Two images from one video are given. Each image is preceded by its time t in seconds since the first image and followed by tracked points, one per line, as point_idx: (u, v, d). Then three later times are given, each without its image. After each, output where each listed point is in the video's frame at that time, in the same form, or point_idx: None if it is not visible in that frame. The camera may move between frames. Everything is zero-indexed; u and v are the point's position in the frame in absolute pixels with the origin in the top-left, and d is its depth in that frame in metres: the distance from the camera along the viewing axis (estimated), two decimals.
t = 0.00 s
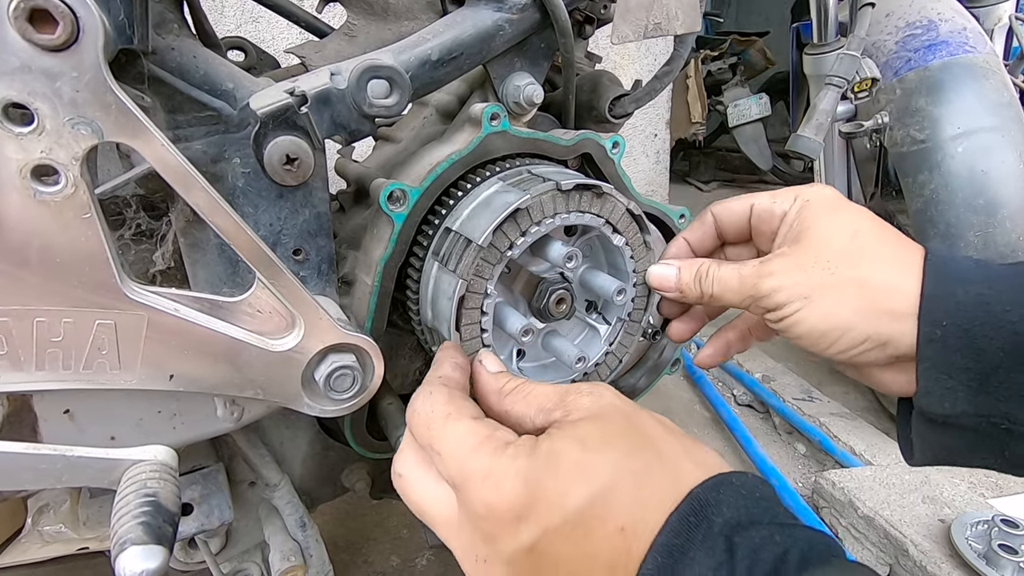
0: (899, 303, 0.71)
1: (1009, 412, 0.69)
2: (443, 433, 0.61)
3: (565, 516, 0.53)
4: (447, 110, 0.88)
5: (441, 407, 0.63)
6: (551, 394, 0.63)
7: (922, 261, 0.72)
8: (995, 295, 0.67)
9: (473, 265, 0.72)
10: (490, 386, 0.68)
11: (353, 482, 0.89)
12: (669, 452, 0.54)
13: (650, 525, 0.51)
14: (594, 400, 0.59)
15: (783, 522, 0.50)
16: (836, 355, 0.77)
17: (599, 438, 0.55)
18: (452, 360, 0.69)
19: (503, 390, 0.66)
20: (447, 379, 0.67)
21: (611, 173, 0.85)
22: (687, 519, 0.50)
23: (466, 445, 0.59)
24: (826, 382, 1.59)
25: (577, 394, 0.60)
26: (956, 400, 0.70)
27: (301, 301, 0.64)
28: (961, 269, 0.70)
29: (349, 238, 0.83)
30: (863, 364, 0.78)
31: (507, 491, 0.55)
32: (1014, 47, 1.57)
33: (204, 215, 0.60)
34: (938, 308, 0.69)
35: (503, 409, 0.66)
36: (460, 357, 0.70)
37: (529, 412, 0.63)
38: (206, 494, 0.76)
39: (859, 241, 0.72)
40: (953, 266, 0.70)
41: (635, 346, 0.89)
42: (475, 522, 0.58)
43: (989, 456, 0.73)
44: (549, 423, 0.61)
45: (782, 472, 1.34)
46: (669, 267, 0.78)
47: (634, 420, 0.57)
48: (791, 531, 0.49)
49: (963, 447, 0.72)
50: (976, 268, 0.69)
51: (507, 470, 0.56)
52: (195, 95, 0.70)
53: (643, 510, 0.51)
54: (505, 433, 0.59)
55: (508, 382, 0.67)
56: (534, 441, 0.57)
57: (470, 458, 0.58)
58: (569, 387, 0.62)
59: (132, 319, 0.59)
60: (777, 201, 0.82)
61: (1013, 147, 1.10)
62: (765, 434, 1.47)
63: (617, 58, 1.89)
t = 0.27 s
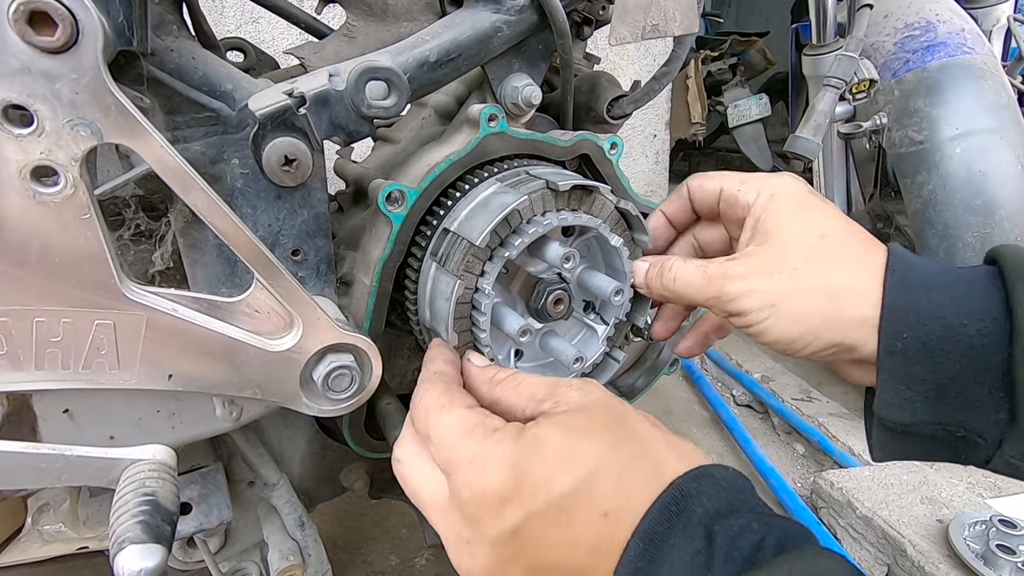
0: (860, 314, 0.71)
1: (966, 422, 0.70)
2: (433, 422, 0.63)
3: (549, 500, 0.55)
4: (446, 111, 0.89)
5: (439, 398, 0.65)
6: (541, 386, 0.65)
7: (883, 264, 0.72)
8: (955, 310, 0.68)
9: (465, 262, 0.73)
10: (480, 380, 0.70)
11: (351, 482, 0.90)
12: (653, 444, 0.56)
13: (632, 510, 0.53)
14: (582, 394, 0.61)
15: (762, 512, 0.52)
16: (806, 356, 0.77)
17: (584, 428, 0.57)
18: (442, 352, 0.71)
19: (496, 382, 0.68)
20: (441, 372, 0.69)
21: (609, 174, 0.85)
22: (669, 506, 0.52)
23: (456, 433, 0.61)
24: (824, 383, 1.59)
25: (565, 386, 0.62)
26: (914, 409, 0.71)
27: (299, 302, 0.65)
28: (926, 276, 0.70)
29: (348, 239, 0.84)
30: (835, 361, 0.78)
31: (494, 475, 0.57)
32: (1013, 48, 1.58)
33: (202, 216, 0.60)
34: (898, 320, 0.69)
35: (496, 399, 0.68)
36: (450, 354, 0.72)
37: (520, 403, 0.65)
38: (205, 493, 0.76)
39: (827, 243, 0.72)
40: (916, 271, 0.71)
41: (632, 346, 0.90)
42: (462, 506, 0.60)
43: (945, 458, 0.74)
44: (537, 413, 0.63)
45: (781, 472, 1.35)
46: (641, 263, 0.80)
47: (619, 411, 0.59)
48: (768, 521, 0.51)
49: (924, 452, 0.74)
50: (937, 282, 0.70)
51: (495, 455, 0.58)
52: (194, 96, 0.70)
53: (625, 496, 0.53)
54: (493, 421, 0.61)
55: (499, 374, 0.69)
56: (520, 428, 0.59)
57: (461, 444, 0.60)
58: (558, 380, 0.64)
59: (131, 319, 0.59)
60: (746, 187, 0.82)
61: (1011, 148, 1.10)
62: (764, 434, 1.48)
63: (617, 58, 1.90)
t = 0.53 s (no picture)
0: (893, 300, 0.68)
1: (1007, 393, 0.69)
2: (425, 411, 0.63)
3: (547, 479, 0.54)
4: (448, 113, 0.89)
5: (422, 396, 0.65)
6: (540, 378, 0.65)
7: (911, 247, 0.70)
8: (993, 282, 0.67)
9: (467, 263, 0.73)
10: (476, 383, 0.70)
11: (354, 483, 0.90)
12: (650, 437, 0.57)
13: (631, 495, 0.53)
14: (583, 384, 0.60)
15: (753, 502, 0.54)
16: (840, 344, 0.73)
17: (583, 415, 0.57)
18: (419, 356, 0.74)
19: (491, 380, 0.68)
20: (417, 372, 0.71)
21: (612, 176, 0.85)
22: (665, 495, 0.53)
23: (450, 419, 0.61)
24: (826, 384, 1.59)
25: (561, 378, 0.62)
26: (952, 381, 0.69)
27: (303, 304, 0.65)
28: (956, 252, 0.69)
29: (350, 240, 0.84)
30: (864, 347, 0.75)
31: (493, 453, 0.56)
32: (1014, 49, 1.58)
33: (206, 218, 0.60)
34: (935, 294, 0.67)
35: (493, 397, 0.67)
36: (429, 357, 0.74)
37: (519, 398, 0.64)
38: (208, 495, 0.76)
39: (843, 232, 0.70)
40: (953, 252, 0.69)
41: (634, 347, 0.90)
42: (455, 487, 0.59)
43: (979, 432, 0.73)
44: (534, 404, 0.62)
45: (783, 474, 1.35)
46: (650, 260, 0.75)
47: (617, 403, 0.59)
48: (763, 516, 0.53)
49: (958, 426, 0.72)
50: (977, 258, 0.68)
51: (491, 435, 0.57)
52: (198, 98, 0.70)
53: (622, 482, 0.54)
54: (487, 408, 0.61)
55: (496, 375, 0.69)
56: (517, 412, 0.59)
57: (456, 427, 0.60)
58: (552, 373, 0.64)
59: (135, 322, 0.59)
60: (752, 193, 0.79)
61: (1012, 149, 1.10)
62: (765, 435, 1.48)
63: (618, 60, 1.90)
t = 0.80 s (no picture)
0: None
1: None
2: (459, 479, 0.58)
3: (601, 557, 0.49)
4: (445, 112, 0.89)
5: (452, 464, 0.59)
6: (585, 422, 0.58)
7: None
8: None
9: (465, 264, 0.73)
10: (511, 438, 0.62)
11: (351, 483, 0.89)
12: (710, 502, 0.51)
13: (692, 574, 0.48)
14: (633, 437, 0.55)
15: None
16: None
17: (633, 479, 0.52)
18: (441, 395, 0.72)
19: (529, 427, 0.61)
20: (433, 434, 0.66)
21: (609, 175, 0.85)
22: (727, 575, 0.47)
23: (489, 487, 0.56)
24: (825, 384, 1.59)
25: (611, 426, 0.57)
26: None
27: (299, 304, 0.65)
28: None
29: (347, 240, 0.84)
30: None
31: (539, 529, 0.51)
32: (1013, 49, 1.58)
33: (200, 218, 0.60)
34: None
35: (538, 446, 0.60)
36: (439, 408, 0.70)
37: (565, 445, 0.58)
38: (204, 495, 0.76)
39: None
40: None
41: (631, 346, 0.90)
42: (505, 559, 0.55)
43: None
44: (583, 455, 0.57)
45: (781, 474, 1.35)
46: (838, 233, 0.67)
47: (669, 457, 0.54)
48: None
49: None
50: None
51: (536, 505, 0.52)
52: (193, 97, 0.70)
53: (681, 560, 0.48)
54: (528, 468, 0.56)
55: (536, 424, 0.60)
56: (561, 474, 0.53)
57: (495, 497, 0.55)
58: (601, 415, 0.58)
59: (129, 321, 0.59)
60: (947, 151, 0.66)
61: (1012, 149, 1.09)
62: (764, 436, 1.48)
63: (617, 60, 1.90)
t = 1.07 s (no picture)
0: None
1: None
2: (513, 509, 0.60)
3: None
4: (448, 116, 0.89)
5: (506, 493, 0.61)
6: (636, 452, 0.62)
7: None
8: None
9: (468, 267, 0.73)
10: (566, 469, 0.66)
11: (355, 485, 0.90)
12: (762, 540, 0.53)
13: None
14: (684, 470, 0.59)
15: None
16: None
17: (685, 512, 0.54)
18: (501, 423, 0.73)
19: (582, 458, 0.65)
20: (488, 462, 0.67)
21: (612, 178, 0.85)
22: None
23: (544, 516, 0.58)
24: (826, 385, 1.59)
25: (662, 460, 0.60)
26: None
27: (305, 306, 0.65)
28: None
29: (351, 243, 0.84)
30: None
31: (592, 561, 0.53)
32: (1012, 51, 1.59)
33: (209, 222, 0.61)
34: None
35: (589, 475, 0.64)
36: (496, 437, 0.72)
37: (617, 474, 0.62)
38: (210, 497, 0.77)
39: None
40: None
41: (632, 348, 0.91)
42: None
43: None
44: (636, 485, 0.61)
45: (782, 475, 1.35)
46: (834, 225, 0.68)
47: (720, 491, 0.57)
48: None
49: None
50: None
51: (590, 537, 0.54)
52: (201, 103, 0.71)
53: None
54: (582, 499, 0.58)
55: (587, 452, 0.65)
56: (615, 505, 0.56)
57: (550, 526, 0.57)
58: (652, 450, 0.62)
59: (139, 325, 0.60)
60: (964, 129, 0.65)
61: (1011, 151, 1.10)
62: (766, 436, 1.49)
63: (618, 62, 1.90)
